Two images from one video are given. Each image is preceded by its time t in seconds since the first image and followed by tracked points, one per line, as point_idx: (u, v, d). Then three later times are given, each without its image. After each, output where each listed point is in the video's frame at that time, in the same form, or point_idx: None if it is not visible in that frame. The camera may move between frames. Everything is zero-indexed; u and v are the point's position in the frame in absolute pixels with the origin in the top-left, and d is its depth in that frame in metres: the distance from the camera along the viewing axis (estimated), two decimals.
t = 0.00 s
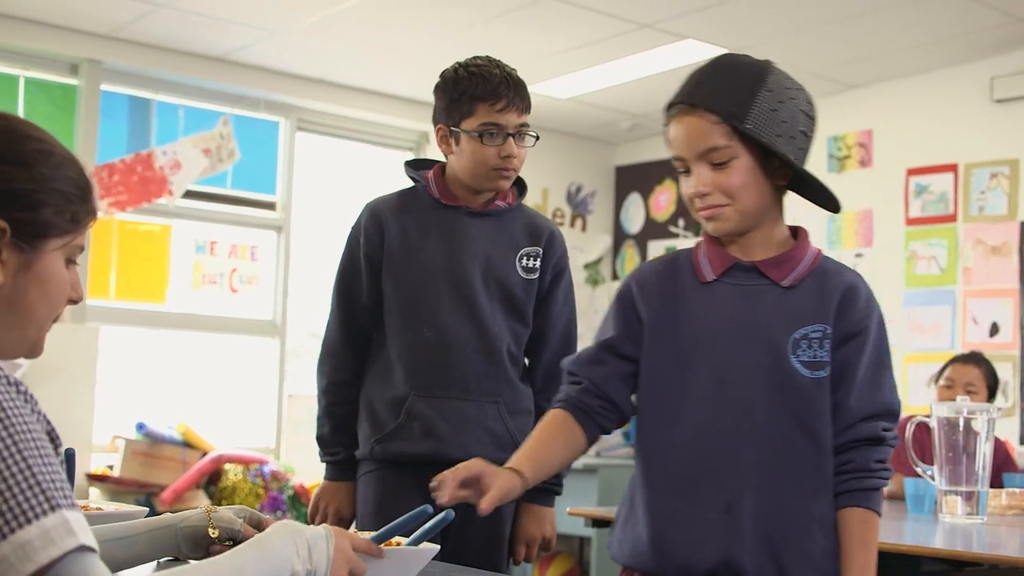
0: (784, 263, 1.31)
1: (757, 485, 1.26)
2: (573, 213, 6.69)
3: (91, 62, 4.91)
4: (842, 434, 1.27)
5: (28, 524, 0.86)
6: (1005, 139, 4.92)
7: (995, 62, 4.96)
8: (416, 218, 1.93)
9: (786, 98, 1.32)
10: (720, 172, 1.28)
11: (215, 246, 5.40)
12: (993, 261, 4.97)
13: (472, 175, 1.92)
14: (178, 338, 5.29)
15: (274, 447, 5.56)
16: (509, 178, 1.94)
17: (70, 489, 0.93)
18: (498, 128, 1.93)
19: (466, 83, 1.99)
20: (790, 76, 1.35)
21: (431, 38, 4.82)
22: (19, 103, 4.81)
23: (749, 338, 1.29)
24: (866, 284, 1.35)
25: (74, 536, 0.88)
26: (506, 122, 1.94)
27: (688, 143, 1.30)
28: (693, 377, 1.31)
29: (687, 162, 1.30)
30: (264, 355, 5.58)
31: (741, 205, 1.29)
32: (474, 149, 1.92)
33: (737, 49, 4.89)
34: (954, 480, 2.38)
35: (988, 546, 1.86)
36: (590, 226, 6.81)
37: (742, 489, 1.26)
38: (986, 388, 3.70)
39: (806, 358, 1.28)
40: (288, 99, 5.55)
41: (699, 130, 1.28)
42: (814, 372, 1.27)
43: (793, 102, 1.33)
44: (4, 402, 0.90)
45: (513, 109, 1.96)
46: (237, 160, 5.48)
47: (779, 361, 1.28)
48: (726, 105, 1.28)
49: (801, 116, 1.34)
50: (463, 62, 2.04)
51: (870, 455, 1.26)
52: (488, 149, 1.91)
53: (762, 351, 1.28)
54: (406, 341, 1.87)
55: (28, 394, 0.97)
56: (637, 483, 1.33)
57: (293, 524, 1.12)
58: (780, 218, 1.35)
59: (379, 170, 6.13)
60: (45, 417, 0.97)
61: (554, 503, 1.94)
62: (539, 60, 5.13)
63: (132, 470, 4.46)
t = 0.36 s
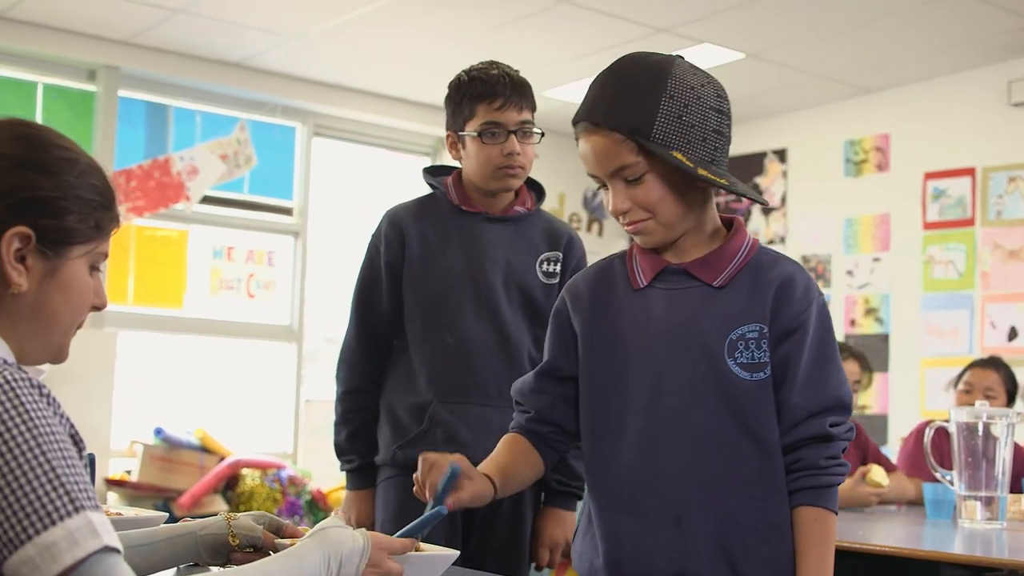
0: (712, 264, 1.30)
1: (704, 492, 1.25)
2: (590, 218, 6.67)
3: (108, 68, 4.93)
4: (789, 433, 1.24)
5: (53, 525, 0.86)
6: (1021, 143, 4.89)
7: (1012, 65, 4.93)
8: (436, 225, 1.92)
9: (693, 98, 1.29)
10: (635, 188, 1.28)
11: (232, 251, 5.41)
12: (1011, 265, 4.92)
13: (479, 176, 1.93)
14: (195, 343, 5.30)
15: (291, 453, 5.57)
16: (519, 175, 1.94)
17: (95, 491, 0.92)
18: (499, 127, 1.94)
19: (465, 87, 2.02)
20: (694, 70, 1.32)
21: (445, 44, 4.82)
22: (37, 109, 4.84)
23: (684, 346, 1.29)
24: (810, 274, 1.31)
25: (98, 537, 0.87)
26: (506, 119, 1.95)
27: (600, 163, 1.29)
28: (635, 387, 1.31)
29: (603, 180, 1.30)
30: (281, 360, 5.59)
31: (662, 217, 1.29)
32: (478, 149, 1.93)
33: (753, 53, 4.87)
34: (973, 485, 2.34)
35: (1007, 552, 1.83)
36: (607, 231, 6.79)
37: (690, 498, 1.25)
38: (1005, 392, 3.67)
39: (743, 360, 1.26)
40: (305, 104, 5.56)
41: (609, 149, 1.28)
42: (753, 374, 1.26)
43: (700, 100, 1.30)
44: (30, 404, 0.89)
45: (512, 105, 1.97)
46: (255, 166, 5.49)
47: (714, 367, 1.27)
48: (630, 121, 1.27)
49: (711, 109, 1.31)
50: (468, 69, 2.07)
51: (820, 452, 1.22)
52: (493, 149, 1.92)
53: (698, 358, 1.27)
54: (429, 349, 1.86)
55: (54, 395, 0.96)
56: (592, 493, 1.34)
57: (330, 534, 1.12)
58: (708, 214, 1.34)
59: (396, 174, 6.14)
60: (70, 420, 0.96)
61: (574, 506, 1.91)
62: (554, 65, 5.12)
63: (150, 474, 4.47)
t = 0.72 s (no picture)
0: (704, 278, 1.29)
1: (696, 508, 1.25)
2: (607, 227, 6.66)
3: (128, 74, 4.95)
4: (782, 448, 1.23)
5: (74, 532, 0.85)
6: None
7: None
8: (459, 232, 1.91)
9: (687, 116, 1.27)
10: (632, 209, 1.26)
11: (250, 258, 5.43)
12: None
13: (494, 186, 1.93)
14: (212, 349, 5.31)
15: (307, 460, 5.58)
16: (536, 183, 1.93)
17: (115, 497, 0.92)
18: (512, 137, 1.93)
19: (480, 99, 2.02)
20: (688, 87, 1.29)
21: (462, 52, 4.83)
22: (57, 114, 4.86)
23: (673, 362, 1.29)
24: (803, 286, 1.28)
25: (118, 544, 0.86)
26: (518, 129, 1.94)
27: (597, 183, 1.27)
28: (626, 401, 1.32)
29: (600, 200, 1.29)
30: (297, 367, 5.60)
31: (659, 236, 1.28)
32: (493, 159, 1.93)
33: (771, 63, 4.86)
34: (992, 498, 2.30)
35: None
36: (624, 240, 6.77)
37: (682, 513, 1.25)
38: None
39: (733, 376, 1.26)
40: (323, 112, 5.58)
41: (606, 171, 1.26)
42: (742, 390, 1.25)
43: (695, 119, 1.28)
44: (52, 411, 0.88)
45: (524, 114, 1.96)
46: (273, 172, 5.52)
47: (701, 383, 1.27)
48: (626, 142, 1.25)
49: (707, 125, 1.29)
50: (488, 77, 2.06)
51: (813, 467, 1.20)
52: (507, 159, 1.92)
53: (686, 373, 1.28)
54: (449, 357, 1.85)
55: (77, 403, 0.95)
56: (589, 504, 1.34)
57: (333, 546, 1.11)
58: (703, 229, 1.33)
59: (414, 182, 6.14)
60: (91, 426, 0.96)
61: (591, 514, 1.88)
62: (570, 74, 5.12)
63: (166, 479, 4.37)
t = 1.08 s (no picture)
0: (706, 289, 1.28)
1: (702, 519, 1.24)
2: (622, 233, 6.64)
3: (145, 79, 4.97)
4: (788, 457, 1.21)
5: (88, 539, 0.85)
6: None
7: None
8: (477, 237, 1.90)
9: (688, 127, 1.25)
10: (632, 221, 1.25)
11: (265, 263, 5.43)
12: None
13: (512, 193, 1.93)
14: (227, 354, 5.32)
15: (322, 464, 5.59)
16: (554, 187, 1.93)
17: (130, 504, 0.91)
18: (530, 140, 1.93)
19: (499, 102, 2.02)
20: (688, 97, 1.28)
21: (476, 58, 4.83)
22: (73, 118, 4.88)
23: (676, 373, 1.28)
24: (807, 293, 1.26)
25: (132, 550, 0.86)
26: (536, 131, 1.94)
27: (597, 196, 1.26)
28: (631, 413, 1.31)
29: (601, 212, 1.27)
30: (312, 371, 5.61)
31: (660, 249, 1.26)
32: (511, 162, 1.93)
33: (787, 69, 4.84)
34: (1008, 505, 2.24)
35: None
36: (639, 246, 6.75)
37: (687, 525, 1.24)
38: None
39: (736, 387, 1.24)
40: (339, 117, 5.58)
41: (607, 183, 1.24)
42: (745, 401, 1.24)
43: (695, 130, 1.26)
44: (67, 417, 0.88)
45: (542, 117, 1.96)
46: (289, 177, 5.53)
47: (704, 395, 1.25)
48: (627, 155, 1.23)
49: (708, 136, 1.27)
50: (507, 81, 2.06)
51: (819, 476, 1.19)
52: (525, 162, 1.91)
53: (689, 385, 1.27)
54: (466, 362, 1.84)
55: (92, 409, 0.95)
56: (597, 515, 1.34)
57: (344, 555, 1.11)
58: (705, 238, 1.31)
59: (428, 188, 6.14)
60: (106, 431, 0.95)
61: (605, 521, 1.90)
62: (585, 79, 5.11)
63: (181, 483, 4.42)
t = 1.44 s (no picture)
0: (698, 295, 1.28)
1: (698, 525, 1.23)
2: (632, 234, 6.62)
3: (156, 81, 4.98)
4: (782, 461, 1.20)
5: (100, 540, 0.85)
6: None
7: None
8: (492, 237, 1.90)
9: (671, 136, 1.24)
10: (621, 234, 1.24)
11: (276, 264, 5.45)
12: None
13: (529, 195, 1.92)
14: (237, 354, 5.32)
15: (332, 465, 5.60)
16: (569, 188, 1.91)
17: (142, 506, 0.91)
18: (546, 141, 1.92)
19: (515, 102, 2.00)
20: (671, 104, 1.26)
21: (486, 59, 4.83)
22: (85, 120, 4.90)
23: (669, 380, 1.27)
24: (799, 294, 1.25)
25: (144, 551, 0.86)
26: (552, 132, 1.93)
27: (585, 210, 1.25)
28: (627, 419, 1.31)
29: (589, 225, 1.27)
30: (322, 372, 5.62)
31: (650, 259, 1.26)
32: (528, 163, 1.91)
33: (798, 70, 4.82)
34: (1021, 507, 2.21)
35: None
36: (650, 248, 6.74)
37: (684, 531, 1.23)
38: None
39: (729, 392, 1.23)
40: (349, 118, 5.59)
41: (593, 199, 1.24)
42: (738, 406, 1.23)
43: (678, 138, 1.25)
44: (80, 418, 0.87)
45: (558, 118, 1.95)
46: (299, 179, 5.54)
47: (697, 401, 1.25)
48: (611, 168, 1.22)
49: (694, 144, 1.26)
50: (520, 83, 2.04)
51: (814, 479, 1.17)
52: (541, 163, 1.90)
53: (683, 391, 1.26)
54: (481, 362, 1.85)
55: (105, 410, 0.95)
56: (598, 521, 1.33)
57: (355, 556, 1.11)
58: (698, 243, 1.31)
59: (438, 189, 6.14)
60: (119, 433, 0.95)
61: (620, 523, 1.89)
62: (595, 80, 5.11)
63: (191, 484, 4.41)
